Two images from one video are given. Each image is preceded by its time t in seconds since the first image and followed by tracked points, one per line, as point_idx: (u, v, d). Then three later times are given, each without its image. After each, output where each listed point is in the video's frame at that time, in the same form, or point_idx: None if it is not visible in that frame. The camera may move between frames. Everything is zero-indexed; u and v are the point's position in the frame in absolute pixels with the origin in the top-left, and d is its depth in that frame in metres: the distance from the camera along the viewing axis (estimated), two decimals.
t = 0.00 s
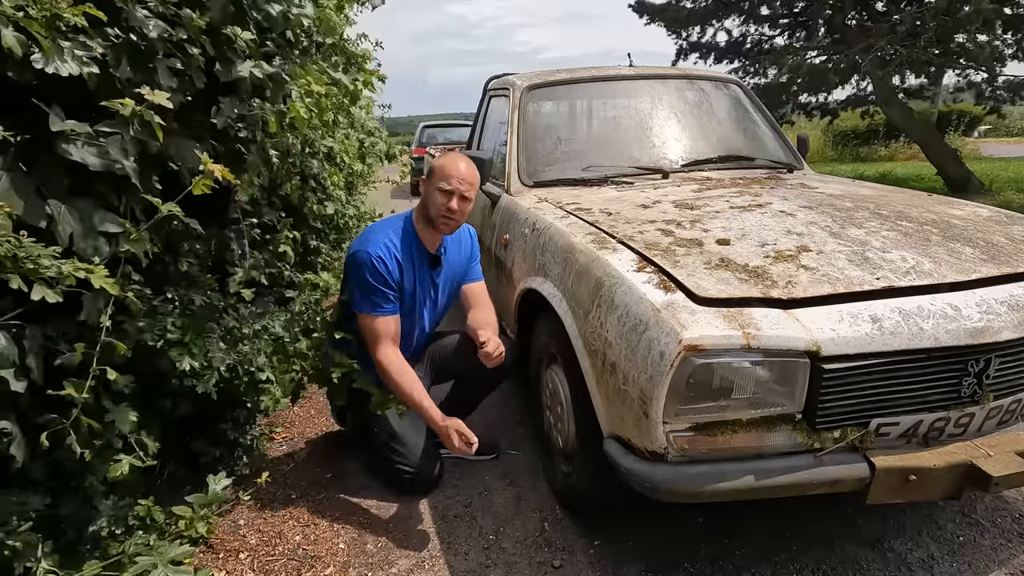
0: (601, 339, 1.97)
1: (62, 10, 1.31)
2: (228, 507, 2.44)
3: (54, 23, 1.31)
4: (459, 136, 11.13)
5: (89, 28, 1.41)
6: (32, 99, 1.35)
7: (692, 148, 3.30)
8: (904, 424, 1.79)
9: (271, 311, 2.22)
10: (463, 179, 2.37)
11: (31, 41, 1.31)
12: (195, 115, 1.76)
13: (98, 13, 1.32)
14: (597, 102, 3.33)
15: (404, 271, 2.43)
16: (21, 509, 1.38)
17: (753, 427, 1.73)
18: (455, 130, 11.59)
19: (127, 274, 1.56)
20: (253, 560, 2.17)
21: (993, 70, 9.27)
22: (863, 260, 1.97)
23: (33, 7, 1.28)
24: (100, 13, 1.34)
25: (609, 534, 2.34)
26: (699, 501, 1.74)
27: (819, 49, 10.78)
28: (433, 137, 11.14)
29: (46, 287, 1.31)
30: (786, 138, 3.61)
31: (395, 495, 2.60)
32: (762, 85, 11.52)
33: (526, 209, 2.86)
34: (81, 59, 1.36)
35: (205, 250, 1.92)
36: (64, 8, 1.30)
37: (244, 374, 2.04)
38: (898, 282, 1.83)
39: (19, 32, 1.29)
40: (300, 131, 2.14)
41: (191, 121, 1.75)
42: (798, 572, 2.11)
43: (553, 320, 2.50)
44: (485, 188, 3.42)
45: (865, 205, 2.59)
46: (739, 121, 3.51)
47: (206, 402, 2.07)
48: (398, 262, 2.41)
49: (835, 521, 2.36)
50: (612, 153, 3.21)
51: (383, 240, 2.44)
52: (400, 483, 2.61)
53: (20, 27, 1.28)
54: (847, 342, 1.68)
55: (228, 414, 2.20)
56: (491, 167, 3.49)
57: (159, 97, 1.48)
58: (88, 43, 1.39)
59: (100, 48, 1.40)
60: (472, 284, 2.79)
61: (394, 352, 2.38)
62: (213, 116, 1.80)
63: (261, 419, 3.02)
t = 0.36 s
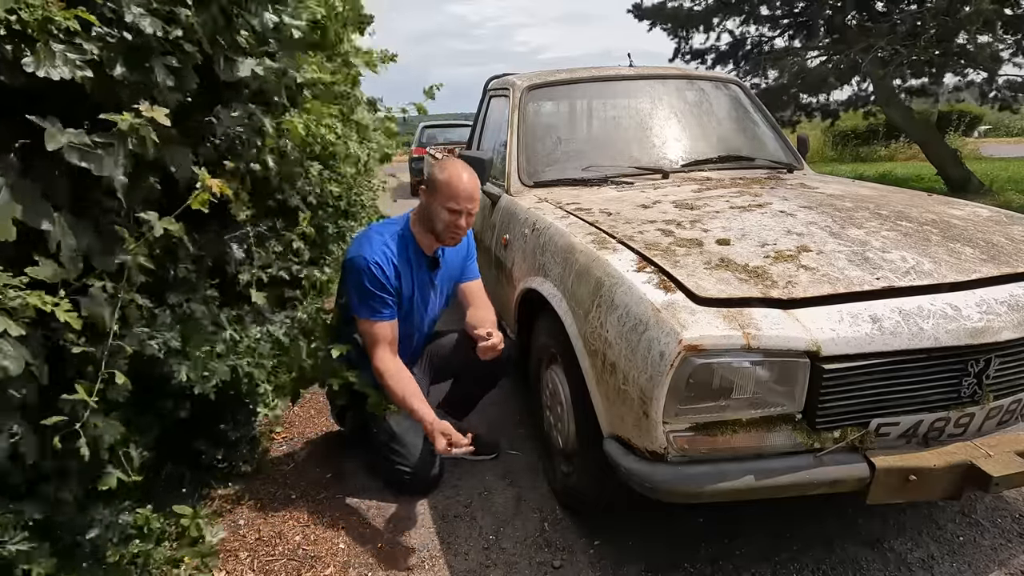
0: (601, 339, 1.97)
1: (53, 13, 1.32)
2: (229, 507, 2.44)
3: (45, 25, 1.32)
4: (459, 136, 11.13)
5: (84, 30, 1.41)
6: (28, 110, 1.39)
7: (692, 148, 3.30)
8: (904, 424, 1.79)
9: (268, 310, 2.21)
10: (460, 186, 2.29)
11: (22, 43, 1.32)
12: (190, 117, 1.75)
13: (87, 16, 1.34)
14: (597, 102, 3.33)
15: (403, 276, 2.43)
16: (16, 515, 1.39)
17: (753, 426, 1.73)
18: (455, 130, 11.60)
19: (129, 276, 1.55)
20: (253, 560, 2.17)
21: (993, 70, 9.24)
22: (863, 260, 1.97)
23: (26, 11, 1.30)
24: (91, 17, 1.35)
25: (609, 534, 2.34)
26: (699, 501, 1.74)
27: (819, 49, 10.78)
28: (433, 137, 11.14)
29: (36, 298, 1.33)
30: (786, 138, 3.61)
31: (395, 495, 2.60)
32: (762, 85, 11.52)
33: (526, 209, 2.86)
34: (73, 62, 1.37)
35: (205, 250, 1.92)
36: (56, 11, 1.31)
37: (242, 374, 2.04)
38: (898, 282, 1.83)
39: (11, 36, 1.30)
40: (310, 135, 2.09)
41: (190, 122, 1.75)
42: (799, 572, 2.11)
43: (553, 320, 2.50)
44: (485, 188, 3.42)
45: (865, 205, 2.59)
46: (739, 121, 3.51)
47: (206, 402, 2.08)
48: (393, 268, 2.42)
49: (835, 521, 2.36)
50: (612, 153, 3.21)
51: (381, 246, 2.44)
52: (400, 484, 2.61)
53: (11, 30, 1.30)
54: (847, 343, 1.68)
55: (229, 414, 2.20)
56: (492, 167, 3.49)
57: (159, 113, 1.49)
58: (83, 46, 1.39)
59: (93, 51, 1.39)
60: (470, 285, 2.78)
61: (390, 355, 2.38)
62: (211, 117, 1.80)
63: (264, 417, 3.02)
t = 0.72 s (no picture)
0: (601, 339, 1.97)
1: None
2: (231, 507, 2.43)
3: (62, 12, 1.34)
4: (459, 136, 11.13)
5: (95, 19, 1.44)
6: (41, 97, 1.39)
7: (692, 149, 3.30)
8: (904, 424, 1.79)
9: (270, 309, 2.21)
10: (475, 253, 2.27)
11: (37, 30, 1.34)
12: (195, 104, 1.74)
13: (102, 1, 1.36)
14: (597, 102, 3.33)
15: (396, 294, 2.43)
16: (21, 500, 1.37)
17: (753, 427, 1.74)
18: (455, 130, 11.60)
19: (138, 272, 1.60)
20: (253, 560, 2.17)
21: (993, 70, 9.17)
22: (863, 260, 1.97)
23: None
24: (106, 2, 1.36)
25: (609, 534, 2.34)
26: (699, 501, 1.74)
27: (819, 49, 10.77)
28: (433, 137, 11.14)
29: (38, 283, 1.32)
30: (786, 138, 3.62)
31: (395, 495, 2.60)
32: (762, 85, 11.51)
33: (526, 209, 2.86)
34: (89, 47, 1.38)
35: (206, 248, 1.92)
36: None
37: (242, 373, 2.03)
38: (898, 282, 1.83)
39: (26, 23, 1.33)
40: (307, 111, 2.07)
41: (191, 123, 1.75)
42: (798, 572, 2.11)
43: (553, 321, 2.50)
44: (485, 188, 3.42)
45: (865, 205, 2.59)
46: (739, 121, 3.51)
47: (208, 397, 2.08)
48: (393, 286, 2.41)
49: (835, 521, 2.36)
50: (612, 153, 3.21)
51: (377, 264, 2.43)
52: (400, 484, 2.61)
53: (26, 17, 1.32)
54: (847, 342, 1.68)
55: (229, 414, 2.20)
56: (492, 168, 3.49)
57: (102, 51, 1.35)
58: (95, 32, 1.41)
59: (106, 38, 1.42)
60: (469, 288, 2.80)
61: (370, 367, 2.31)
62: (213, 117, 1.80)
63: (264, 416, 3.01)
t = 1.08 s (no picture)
0: (601, 339, 1.97)
1: (73, 8, 1.32)
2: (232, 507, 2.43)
3: (66, 21, 1.32)
4: (460, 136, 11.13)
5: (99, 29, 1.42)
6: (52, 103, 1.37)
7: (692, 148, 3.30)
8: (904, 424, 1.79)
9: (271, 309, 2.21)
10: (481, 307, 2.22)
11: (41, 39, 1.31)
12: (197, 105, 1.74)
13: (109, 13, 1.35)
14: (597, 102, 3.33)
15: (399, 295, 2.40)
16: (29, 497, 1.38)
17: (753, 426, 1.74)
18: (455, 130, 11.60)
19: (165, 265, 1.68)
20: (253, 560, 2.17)
21: (993, 70, 9.19)
22: (863, 260, 1.97)
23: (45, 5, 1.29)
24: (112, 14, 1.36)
25: (610, 533, 2.34)
26: (699, 501, 1.73)
27: (819, 49, 10.77)
28: (433, 137, 11.14)
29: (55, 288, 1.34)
30: (786, 138, 3.61)
31: (395, 495, 2.60)
32: (763, 85, 11.51)
33: (525, 209, 2.86)
34: (92, 58, 1.38)
35: (207, 248, 1.92)
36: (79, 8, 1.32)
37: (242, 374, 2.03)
38: (898, 282, 1.83)
39: (30, 32, 1.29)
40: (305, 105, 2.11)
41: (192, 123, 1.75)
42: (798, 572, 2.11)
43: (553, 320, 2.50)
44: (485, 188, 3.42)
45: (865, 205, 2.59)
46: (739, 121, 3.51)
47: (209, 396, 2.08)
48: (396, 290, 2.39)
49: (835, 521, 2.36)
50: (612, 153, 3.21)
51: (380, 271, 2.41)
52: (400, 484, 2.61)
53: (30, 25, 1.28)
54: (847, 342, 1.68)
55: (229, 414, 2.20)
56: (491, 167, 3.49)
57: (182, 103, 1.52)
58: (98, 42, 1.39)
59: (110, 48, 1.41)
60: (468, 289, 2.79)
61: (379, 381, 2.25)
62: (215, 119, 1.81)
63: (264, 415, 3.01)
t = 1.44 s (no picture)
0: (601, 339, 1.97)
1: (68, 8, 1.32)
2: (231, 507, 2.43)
3: (61, 20, 1.32)
4: (459, 135, 11.13)
5: (95, 27, 1.42)
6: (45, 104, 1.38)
7: (691, 148, 3.30)
8: (904, 424, 1.79)
9: (273, 307, 2.21)
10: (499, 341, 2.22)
11: (36, 38, 1.32)
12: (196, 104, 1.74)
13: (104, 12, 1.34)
14: (597, 102, 3.33)
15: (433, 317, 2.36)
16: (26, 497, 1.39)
17: (753, 426, 1.74)
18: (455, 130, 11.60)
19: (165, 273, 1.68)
20: (253, 560, 2.17)
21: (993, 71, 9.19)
22: (863, 260, 1.97)
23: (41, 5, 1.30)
24: (106, 12, 1.35)
25: (610, 533, 2.34)
26: (699, 501, 1.73)
27: (819, 49, 10.77)
28: (433, 137, 11.13)
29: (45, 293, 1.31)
30: (785, 138, 3.61)
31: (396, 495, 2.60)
32: (762, 85, 11.51)
33: (526, 209, 2.86)
34: (88, 57, 1.37)
35: (206, 247, 1.92)
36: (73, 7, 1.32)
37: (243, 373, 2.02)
38: (898, 282, 1.83)
39: (24, 32, 1.30)
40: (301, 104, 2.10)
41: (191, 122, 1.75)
42: (798, 572, 2.11)
43: (553, 320, 2.50)
44: (485, 188, 3.42)
45: (865, 205, 2.59)
46: (739, 121, 3.51)
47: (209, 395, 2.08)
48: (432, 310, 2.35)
49: (835, 521, 2.36)
50: (612, 153, 3.21)
51: (400, 289, 2.38)
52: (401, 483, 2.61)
53: (25, 25, 1.29)
54: (847, 342, 1.68)
55: (228, 413, 2.20)
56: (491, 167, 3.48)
57: (170, 101, 1.49)
58: (94, 41, 1.39)
59: (106, 47, 1.40)
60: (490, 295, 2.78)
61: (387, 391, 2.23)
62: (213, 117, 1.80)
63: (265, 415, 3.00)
